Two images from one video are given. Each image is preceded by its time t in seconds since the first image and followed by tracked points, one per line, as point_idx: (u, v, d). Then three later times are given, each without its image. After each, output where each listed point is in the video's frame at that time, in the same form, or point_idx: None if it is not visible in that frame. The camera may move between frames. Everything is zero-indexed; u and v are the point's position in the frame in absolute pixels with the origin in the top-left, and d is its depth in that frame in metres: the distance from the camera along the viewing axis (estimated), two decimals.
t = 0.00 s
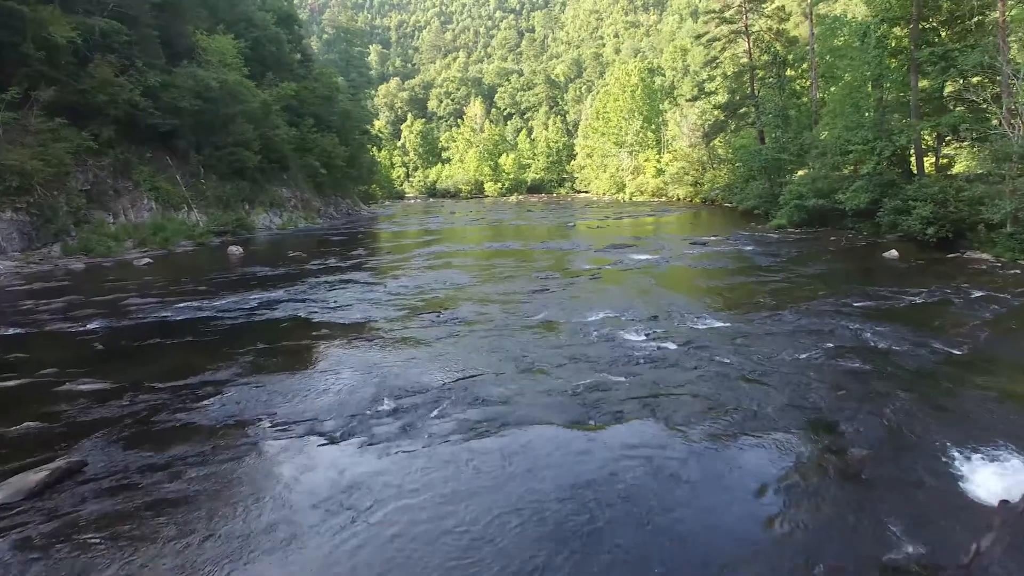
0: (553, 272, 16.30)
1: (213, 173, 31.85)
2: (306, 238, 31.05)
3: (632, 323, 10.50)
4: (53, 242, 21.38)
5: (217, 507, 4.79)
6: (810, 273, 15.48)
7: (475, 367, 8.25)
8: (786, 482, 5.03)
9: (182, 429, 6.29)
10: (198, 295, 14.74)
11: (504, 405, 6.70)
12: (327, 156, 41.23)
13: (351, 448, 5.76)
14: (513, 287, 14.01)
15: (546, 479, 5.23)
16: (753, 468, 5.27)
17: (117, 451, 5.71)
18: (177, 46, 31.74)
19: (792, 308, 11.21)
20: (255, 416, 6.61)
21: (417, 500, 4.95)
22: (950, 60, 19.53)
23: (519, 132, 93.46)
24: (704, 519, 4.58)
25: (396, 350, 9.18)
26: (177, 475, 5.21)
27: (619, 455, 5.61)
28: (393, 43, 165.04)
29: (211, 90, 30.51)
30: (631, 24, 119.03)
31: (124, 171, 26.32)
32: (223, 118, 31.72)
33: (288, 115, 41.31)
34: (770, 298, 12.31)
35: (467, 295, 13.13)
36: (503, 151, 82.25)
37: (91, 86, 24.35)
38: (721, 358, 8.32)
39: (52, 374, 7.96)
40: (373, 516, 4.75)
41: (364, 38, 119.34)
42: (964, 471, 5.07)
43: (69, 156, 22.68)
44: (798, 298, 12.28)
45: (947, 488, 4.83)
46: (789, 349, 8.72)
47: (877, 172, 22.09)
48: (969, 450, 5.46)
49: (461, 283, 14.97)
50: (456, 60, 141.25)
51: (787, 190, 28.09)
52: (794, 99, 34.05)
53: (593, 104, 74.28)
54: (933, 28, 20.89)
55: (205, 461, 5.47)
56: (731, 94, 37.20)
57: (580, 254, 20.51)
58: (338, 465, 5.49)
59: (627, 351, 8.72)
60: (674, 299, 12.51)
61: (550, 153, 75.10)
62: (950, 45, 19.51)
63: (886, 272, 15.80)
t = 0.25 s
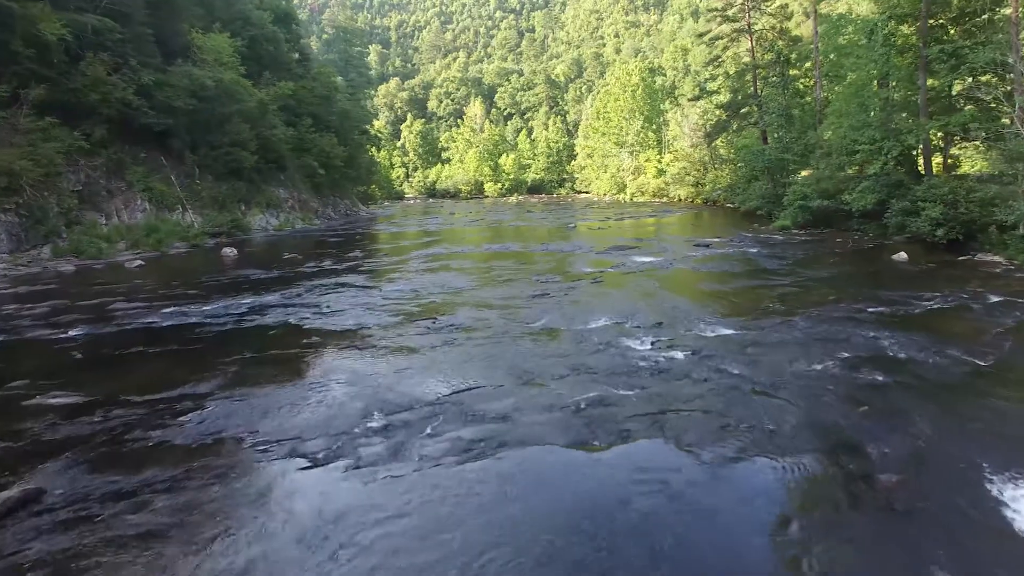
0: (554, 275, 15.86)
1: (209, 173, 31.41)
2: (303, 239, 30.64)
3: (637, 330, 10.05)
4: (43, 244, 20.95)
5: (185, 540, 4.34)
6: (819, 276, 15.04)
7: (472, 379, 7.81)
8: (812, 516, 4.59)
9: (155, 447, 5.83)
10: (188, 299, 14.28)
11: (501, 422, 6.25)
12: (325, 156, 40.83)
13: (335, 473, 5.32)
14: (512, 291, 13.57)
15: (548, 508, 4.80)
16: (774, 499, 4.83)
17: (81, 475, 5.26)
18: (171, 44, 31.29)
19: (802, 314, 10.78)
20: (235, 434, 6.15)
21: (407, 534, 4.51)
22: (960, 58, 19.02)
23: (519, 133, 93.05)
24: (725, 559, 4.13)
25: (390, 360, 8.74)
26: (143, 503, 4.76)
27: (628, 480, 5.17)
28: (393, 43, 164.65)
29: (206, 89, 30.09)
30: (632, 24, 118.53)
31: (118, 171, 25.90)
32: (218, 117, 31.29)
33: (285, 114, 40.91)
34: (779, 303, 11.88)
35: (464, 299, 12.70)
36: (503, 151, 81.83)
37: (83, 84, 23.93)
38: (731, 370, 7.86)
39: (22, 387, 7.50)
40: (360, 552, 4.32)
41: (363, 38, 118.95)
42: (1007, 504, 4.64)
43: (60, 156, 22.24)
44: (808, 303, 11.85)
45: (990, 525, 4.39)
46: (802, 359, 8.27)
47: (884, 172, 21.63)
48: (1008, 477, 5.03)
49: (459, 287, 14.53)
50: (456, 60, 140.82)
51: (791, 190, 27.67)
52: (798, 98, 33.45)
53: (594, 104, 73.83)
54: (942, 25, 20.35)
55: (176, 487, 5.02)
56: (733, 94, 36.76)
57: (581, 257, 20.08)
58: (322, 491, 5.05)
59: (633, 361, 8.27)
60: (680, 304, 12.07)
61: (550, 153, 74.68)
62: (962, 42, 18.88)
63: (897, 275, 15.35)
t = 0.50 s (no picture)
0: (554, 278, 15.50)
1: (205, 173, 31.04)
2: (300, 240, 30.31)
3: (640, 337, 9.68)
4: (34, 245, 20.59)
5: (151, 574, 3.97)
6: (826, 279, 14.68)
7: (469, 390, 7.44)
8: (837, 548, 4.22)
9: (128, 465, 5.47)
10: (178, 303, 13.92)
11: (498, 439, 5.89)
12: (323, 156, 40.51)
13: (320, 494, 4.96)
14: (511, 295, 13.21)
15: (548, 537, 4.43)
16: (792, 526, 4.46)
17: (46, 497, 4.89)
18: (167, 43, 30.94)
19: (811, 320, 10.41)
20: (215, 450, 5.79)
21: (396, 565, 4.15)
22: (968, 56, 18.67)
23: (519, 133, 92.71)
24: None
25: (383, 367, 8.39)
26: (108, 532, 4.38)
27: (634, 505, 4.80)
28: (393, 43, 164.31)
29: (202, 88, 29.73)
30: (632, 24, 118.18)
31: (112, 171, 25.55)
32: (214, 117, 30.92)
33: (283, 114, 40.58)
34: (786, 308, 11.52)
35: (462, 303, 12.34)
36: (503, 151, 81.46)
37: (76, 83, 23.58)
38: (740, 380, 7.49)
39: None
40: None
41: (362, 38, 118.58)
42: None
43: (52, 155, 21.86)
44: (816, 308, 11.49)
45: None
46: (814, 368, 7.91)
47: (890, 173, 21.28)
48: None
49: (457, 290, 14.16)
50: (456, 60, 140.49)
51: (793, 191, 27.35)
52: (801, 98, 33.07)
53: (594, 104, 73.46)
54: (949, 24, 19.99)
55: (147, 512, 4.65)
56: (735, 93, 36.41)
57: (582, 258, 19.73)
58: (305, 515, 4.69)
59: (636, 370, 7.93)
60: (684, 309, 11.71)
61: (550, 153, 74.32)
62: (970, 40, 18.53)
63: (906, 278, 15.00)
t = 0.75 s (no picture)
0: (555, 281, 15.09)
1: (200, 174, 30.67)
2: (297, 242, 29.94)
3: (644, 345, 9.27)
4: (24, 247, 20.19)
5: None
6: (834, 282, 14.30)
7: (465, 404, 7.03)
8: None
9: (94, 489, 5.06)
10: (169, 307, 13.53)
11: (493, 460, 5.48)
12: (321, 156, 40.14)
13: (299, 524, 4.54)
14: (511, 299, 12.82)
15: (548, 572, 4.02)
16: (816, 562, 4.06)
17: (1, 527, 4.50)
18: (163, 42, 30.56)
19: (823, 326, 10.01)
20: (190, 470, 5.38)
21: None
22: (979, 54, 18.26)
23: (519, 133, 92.35)
24: None
25: (375, 378, 7.98)
26: (59, 572, 3.97)
27: (642, 536, 4.39)
28: (393, 43, 163.96)
29: (197, 87, 29.34)
30: (633, 24, 117.80)
31: (105, 171, 25.16)
32: (211, 116, 30.54)
33: (281, 114, 40.20)
34: (795, 313, 11.13)
35: (460, 308, 11.93)
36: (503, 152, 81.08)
37: (68, 81, 23.20)
38: (751, 393, 7.06)
39: None
40: None
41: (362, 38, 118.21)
42: None
43: (43, 155, 21.48)
44: (826, 313, 11.08)
45: None
46: (828, 379, 7.50)
47: (897, 174, 20.87)
48: None
49: (456, 294, 13.75)
50: (456, 60, 140.17)
51: (797, 192, 26.97)
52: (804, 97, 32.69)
53: (594, 104, 73.08)
54: (958, 21, 19.59)
55: (109, 544, 4.25)
56: (737, 93, 36.02)
57: (583, 261, 19.34)
58: (282, 547, 4.28)
59: (641, 382, 7.52)
60: (690, 316, 11.31)
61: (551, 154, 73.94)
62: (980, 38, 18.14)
63: (917, 281, 14.59)
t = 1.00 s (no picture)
0: (555, 284, 14.75)
1: (197, 174, 30.34)
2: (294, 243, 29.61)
3: (648, 351, 8.92)
4: (15, 248, 19.82)
5: None
6: (842, 286, 13.95)
7: (461, 416, 6.68)
8: None
9: (61, 511, 4.71)
10: (160, 310, 13.18)
11: (490, 480, 5.12)
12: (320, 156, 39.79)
13: (278, 553, 4.19)
14: (510, 303, 12.48)
15: None
16: None
17: None
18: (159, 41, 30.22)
19: (833, 332, 9.65)
20: (166, 491, 5.03)
21: None
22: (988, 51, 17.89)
23: (520, 133, 92.00)
24: None
25: (367, 388, 7.62)
26: None
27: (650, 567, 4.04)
28: (393, 43, 163.64)
29: (194, 87, 29.01)
30: (634, 24, 117.41)
31: (100, 171, 24.83)
32: (208, 116, 30.20)
33: (279, 113, 39.86)
34: (803, 318, 10.78)
35: (458, 313, 11.58)
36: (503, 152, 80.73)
37: (61, 80, 22.86)
38: (762, 405, 6.72)
39: None
40: None
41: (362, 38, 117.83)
42: None
43: (36, 155, 21.14)
44: (835, 317, 10.74)
45: None
46: (842, 388, 7.15)
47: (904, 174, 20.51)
48: None
49: (453, 298, 13.41)
50: (456, 60, 139.83)
51: (801, 192, 26.63)
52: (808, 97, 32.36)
53: (595, 104, 72.70)
54: (966, 18, 19.22)
55: None
56: (740, 92, 35.67)
57: (585, 262, 18.99)
58: None
59: (646, 392, 7.17)
60: (694, 321, 10.96)
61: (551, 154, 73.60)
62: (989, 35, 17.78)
63: (926, 284, 14.23)
